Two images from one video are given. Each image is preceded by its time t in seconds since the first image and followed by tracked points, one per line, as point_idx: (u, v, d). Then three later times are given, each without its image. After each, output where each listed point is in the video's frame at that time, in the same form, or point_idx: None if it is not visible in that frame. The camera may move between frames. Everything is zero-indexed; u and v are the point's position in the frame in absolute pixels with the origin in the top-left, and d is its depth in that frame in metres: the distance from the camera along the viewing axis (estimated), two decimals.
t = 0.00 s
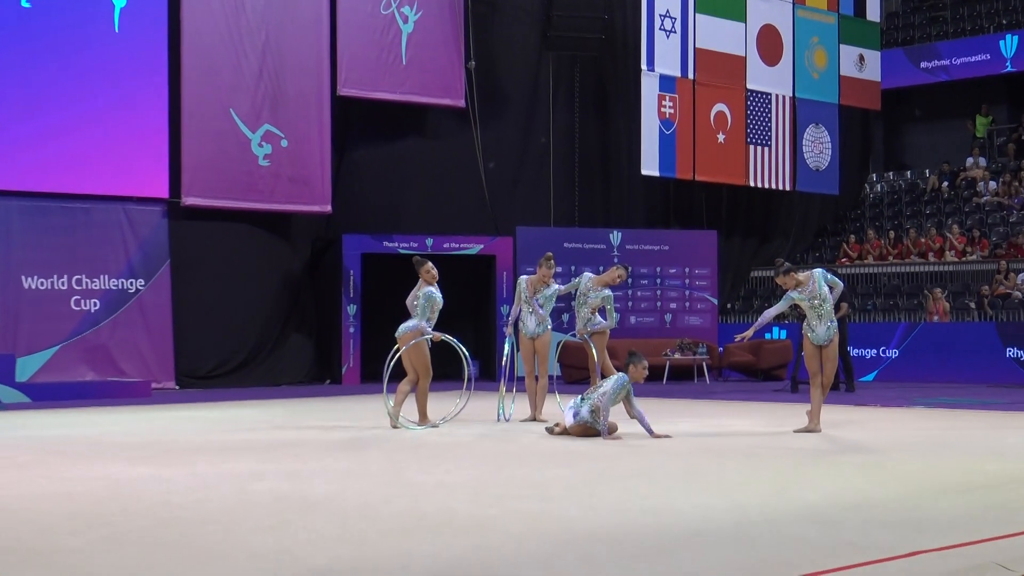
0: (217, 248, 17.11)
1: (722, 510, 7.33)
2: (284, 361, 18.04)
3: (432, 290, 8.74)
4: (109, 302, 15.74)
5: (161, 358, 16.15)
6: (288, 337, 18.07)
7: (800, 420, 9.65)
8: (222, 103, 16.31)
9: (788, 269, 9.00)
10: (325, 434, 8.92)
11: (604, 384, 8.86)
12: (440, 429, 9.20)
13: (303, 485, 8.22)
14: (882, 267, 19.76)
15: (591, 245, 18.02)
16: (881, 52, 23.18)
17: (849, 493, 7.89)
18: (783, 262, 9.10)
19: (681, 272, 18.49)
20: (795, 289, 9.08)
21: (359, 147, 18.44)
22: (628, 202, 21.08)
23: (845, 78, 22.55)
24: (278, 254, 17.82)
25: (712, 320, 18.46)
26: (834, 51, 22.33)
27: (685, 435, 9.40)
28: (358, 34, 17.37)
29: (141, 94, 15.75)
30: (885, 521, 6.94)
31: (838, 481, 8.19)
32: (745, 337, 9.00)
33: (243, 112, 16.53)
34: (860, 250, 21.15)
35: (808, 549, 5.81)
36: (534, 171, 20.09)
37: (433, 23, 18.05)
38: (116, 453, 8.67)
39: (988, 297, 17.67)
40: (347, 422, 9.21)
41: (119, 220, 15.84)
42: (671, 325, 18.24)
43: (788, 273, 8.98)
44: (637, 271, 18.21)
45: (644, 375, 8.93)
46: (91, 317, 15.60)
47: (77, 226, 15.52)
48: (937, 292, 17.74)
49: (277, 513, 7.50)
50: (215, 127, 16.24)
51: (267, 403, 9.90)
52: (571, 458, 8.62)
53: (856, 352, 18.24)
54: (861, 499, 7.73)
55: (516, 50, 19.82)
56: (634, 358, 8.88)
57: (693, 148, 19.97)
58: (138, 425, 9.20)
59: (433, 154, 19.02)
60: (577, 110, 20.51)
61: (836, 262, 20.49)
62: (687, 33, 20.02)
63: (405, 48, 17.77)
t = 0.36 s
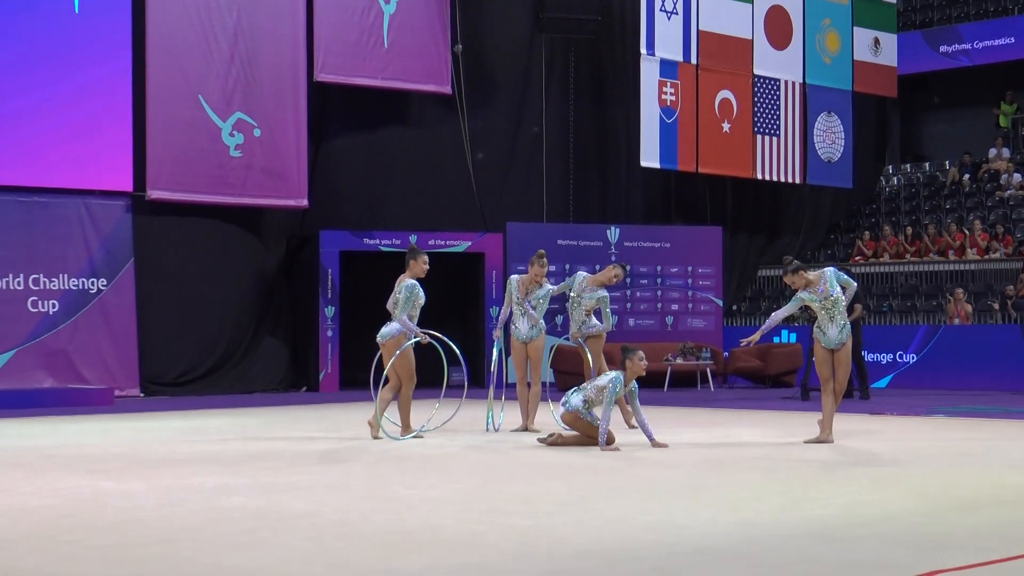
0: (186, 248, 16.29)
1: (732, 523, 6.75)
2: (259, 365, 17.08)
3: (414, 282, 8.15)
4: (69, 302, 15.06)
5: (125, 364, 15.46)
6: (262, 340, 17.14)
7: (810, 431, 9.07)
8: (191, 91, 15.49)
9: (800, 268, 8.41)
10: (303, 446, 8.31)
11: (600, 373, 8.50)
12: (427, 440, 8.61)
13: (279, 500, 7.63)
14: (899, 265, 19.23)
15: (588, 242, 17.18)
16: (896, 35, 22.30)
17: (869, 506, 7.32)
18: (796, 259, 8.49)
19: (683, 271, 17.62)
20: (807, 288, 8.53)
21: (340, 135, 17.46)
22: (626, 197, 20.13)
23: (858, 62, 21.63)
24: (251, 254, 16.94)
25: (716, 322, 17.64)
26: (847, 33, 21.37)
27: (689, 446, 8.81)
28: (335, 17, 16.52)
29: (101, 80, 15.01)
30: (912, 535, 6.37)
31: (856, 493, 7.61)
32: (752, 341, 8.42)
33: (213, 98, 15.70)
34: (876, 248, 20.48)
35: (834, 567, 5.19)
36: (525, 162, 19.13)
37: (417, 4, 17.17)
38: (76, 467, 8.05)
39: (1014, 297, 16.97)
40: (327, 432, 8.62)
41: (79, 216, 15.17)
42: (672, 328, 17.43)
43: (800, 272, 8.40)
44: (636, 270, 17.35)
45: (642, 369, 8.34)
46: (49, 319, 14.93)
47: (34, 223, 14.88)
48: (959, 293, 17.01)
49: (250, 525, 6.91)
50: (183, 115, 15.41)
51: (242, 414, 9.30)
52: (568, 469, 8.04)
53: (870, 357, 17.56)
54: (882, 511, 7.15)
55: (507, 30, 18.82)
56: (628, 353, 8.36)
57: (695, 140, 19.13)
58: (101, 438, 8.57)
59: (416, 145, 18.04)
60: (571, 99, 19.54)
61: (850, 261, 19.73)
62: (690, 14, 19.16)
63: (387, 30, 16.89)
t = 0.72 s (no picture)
0: (161, 246, 15.62)
1: (745, 540, 6.18)
2: (235, 370, 16.34)
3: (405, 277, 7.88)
4: (29, 303, 14.43)
5: (91, 370, 14.81)
6: (237, 344, 16.39)
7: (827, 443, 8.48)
8: (161, 75, 14.86)
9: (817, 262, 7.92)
10: (283, 458, 7.74)
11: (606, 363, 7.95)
12: (416, 451, 8.04)
13: (253, 515, 7.06)
14: (925, 264, 18.58)
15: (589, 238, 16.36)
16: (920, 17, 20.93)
17: (892, 522, 6.74)
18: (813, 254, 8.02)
19: (692, 270, 16.57)
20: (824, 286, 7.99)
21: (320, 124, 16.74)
22: (630, 190, 19.19)
23: (879, 45, 20.18)
24: (227, 253, 16.22)
25: (726, 325, 16.64)
26: (866, 13, 19.93)
27: (697, 457, 8.24)
28: None
29: (62, 65, 14.41)
30: (944, 552, 5.80)
31: (878, 508, 7.03)
32: (765, 343, 7.88)
33: (185, 84, 15.06)
34: (899, 245, 19.78)
35: None
36: (523, 151, 18.19)
37: None
38: (36, 478, 7.49)
39: None
40: (311, 443, 8.04)
41: (39, 211, 14.53)
42: (679, 331, 16.42)
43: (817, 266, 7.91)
44: (641, 269, 16.31)
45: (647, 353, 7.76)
46: (8, 322, 14.29)
47: None
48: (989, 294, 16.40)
49: (217, 541, 6.35)
50: (153, 101, 14.78)
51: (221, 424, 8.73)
52: (566, 480, 7.47)
53: (893, 363, 16.61)
54: (908, 528, 6.58)
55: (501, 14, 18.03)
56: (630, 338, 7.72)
57: (704, 127, 17.78)
58: (67, 450, 8.02)
59: (402, 135, 17.24)
60: (571, 84, 18.59)
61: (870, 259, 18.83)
62: None
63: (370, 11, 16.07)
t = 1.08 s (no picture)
0: (124, 245, 14.78)
1: (750, 557, 5.64)
2: (203, 377, 15.42)
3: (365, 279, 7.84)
4: None
5: (49, 378, 14.00)
6: (207, 348, 15.47)
7: (841, 456, 7.94)
8: (125, 59, 14.00)
9: (838, 249, 7.51)
10: (258, 471, 7.23)
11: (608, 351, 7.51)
12: (401, 464, 7.51)
13: (218, 532, 6.53)
14: (946, 262, 17.84)
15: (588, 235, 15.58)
16: None
17: (911, 537, 6.19)
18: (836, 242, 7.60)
19: (697, 268, 15.94)
20: (842, 277, 7.53)
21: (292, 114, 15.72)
22: (630, 180, 18.39)
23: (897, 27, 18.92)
24: (197, 251, 15.32)
25: (735, 328, 15.92)
26: None
27: (701, 469, 7.70)
28: None
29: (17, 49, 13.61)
30: (969, 569, 5.28)
31: (895, 523, 6.48)
32: (774, 345, 7.38)
33: (151, 70, 14.19)
34: (919, 241, 18.74)
35: None
36: (517, 141, 17.37)
37: None
38: None
39: None
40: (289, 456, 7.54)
41: None
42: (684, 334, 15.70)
43: (836, 254, 7.49)
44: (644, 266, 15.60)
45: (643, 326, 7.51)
46: None
47: None
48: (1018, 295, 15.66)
49: (174, 558, 5.83)
50: (116, 88, 13.92)
51: (197, 436, 8.23)
52: (560, 494, 6.93)
53: (913, 369, 15.80)
54: (929, 545, 6.03)
55: None
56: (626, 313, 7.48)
57: (710, 115, 16.64)
58: (29, 462, 7.53)
59: (391, 123, 16.36)
60: (567, 68, 17.78)
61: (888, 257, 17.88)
62: None
63: None
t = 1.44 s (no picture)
0: (86, 242, 13.86)
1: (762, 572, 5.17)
2: (163, 385, 14.54)
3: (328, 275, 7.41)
4: None
5: None
6: (168, 353, 14.57)
7: (851, 472, 7.47)
8: (79, 40, 12.93)
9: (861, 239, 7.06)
10: (227, 486, 6.76)
11: (616, 344, 7.01)
12: (379, 480, 7.03)
13: (184, 543, 6.06)
14: (967, 262, 16.12)
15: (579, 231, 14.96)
16: None
17: (928, 548, 5.73)
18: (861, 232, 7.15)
19: (698, 267, 15.44)
20: (860, 270, 7.08)
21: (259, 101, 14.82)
22: (626, 169, 17.45)
23: (912, 9, 18.12)
24: (158, 248, 14.37)
25: (737, 332, 15.43)
26: None
27: (703, 483, 7.22)
28: None
29: None
30: None
31: (915, 531, 6.01)
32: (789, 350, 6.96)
33: (107, 51, 13.12)
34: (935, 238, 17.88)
35: None
36: (503, 131, 16.38)
37: None
38: None
39: None
40: (261, 472, 7.07)
41: None
42: (683, 337, 15.23)
43: (856, 243, 7.04)
44: (639, 265, 15.19)
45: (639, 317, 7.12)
46: None
47: None
48: None
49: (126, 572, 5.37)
50: (69, 70, 12.84)
51: (165, 456, 7.74)
52: (553, 509, 6.46)
53: (931, 375, 14.80)
54: (954, 556, 5.56)
55: None
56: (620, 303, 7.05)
57: (711, 99, 15.86)
58: None
59: (365, 108, 15.38)
60: (557, 51, 16.82)
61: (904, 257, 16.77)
62: None
63: None
